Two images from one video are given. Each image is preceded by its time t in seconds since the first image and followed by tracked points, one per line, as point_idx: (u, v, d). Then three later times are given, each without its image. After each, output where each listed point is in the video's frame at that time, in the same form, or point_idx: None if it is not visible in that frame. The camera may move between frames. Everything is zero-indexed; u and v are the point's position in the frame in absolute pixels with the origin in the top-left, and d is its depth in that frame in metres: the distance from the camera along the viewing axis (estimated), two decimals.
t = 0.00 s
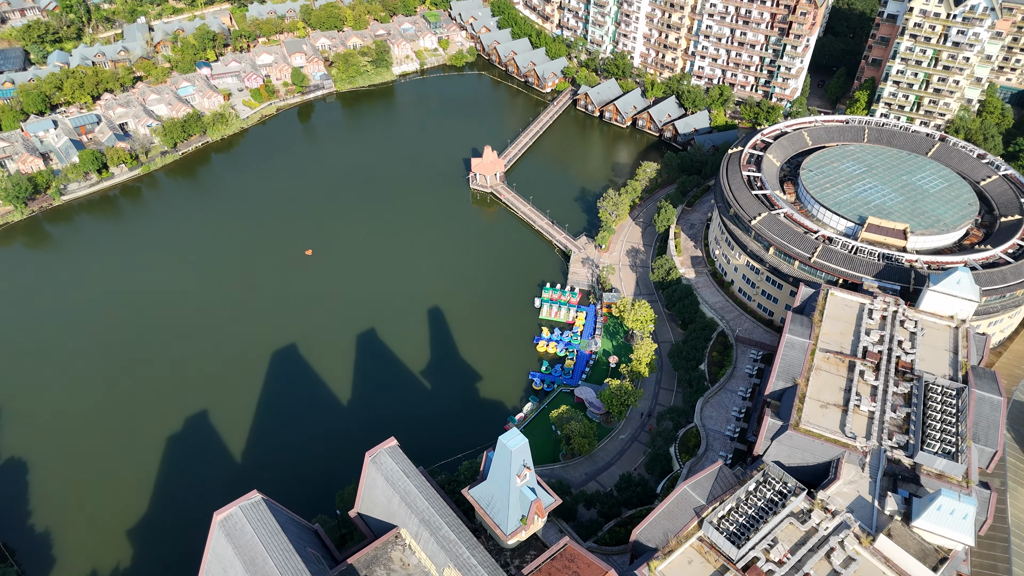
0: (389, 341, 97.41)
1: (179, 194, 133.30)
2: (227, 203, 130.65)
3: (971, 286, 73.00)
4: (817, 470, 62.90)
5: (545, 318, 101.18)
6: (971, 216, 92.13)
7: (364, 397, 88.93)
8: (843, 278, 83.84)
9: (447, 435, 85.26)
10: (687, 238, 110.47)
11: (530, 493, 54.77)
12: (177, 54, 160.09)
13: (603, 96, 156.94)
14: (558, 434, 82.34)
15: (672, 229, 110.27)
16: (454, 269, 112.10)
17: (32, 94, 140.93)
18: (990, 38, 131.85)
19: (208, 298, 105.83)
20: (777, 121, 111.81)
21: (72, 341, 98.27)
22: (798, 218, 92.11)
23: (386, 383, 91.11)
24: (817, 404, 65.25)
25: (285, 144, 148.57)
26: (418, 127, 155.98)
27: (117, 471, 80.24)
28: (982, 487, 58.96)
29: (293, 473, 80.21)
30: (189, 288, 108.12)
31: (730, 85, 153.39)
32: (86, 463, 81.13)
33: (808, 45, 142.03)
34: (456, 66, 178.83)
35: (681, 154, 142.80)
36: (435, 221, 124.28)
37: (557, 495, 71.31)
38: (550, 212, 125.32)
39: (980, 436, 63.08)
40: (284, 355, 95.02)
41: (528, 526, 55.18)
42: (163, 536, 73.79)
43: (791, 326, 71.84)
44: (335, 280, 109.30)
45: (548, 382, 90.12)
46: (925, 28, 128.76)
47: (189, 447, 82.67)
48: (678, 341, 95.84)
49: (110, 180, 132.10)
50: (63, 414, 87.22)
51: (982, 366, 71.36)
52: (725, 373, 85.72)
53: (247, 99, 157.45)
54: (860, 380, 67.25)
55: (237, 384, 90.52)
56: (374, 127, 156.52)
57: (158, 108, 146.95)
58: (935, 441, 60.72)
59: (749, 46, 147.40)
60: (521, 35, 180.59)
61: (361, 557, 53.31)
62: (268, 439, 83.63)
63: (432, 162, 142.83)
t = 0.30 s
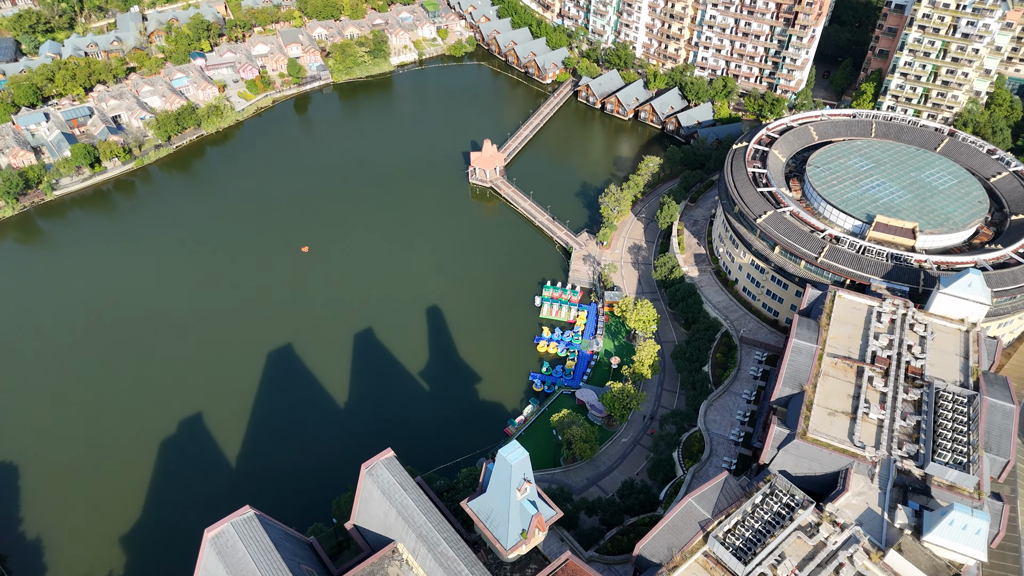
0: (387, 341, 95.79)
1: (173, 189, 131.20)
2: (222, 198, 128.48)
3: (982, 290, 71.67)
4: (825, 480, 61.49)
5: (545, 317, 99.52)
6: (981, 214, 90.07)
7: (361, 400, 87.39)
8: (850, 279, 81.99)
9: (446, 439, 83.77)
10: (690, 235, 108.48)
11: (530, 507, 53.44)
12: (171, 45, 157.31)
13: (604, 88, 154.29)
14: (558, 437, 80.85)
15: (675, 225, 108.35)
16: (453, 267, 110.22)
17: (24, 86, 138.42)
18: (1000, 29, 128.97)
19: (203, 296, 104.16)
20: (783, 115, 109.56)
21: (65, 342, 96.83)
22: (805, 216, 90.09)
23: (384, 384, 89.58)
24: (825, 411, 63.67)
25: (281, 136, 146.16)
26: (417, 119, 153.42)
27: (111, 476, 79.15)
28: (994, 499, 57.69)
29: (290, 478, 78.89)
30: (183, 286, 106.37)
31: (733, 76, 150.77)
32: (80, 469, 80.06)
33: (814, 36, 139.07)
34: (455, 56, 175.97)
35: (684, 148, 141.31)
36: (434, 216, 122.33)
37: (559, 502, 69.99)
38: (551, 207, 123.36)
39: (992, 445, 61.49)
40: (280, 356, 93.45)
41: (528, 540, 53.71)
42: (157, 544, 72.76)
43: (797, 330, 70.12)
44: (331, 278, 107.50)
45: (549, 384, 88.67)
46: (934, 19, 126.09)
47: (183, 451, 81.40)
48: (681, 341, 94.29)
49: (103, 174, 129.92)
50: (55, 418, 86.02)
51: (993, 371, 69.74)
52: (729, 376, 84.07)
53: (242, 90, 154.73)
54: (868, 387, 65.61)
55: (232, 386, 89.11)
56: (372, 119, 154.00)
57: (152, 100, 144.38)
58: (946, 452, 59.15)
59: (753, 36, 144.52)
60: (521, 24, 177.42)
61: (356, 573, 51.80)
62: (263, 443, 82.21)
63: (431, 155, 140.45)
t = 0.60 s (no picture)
0: (384, 344, 94.17)
1: (167, 186, 129.14)
2: (217, 195, 126.43)
3: (994, 296, 69.17)
4: (833, 494, 60.15)
5: (546, 320, 97.93)
6: (992, 216, 88.05)
7: (358, 405, 85.83)
8: (858, 283, 80.19)
9: (444, 445, 82.23)
10: (693, 235, 106.58)
11: (531, 526, 51.97)
12: (165, 38, 154.86)
13: (605, 82, 151.74)
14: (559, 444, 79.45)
15: (678, 225, 106.42)
16: (451, 268, 108.42)
17: (15, 81, 136.04)
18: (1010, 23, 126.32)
19: (198, 298, 102.54)
20: (788, 112, 107.12)
21: (56, 346, 95.40)
22: (811, 218, 88.15)
23: (382, 389, 88.01)
24: (833, 422, 61.97)
25: (277, 132, 143.91)
26: (415, 114, 151.03)
27: (104, 485, 78.13)
28: (1007, 515, 56.40)
29: (285, 486, 77.49)
30: (177, 287, 104.72)
31: (737, 71, 148.48)
32: (73, 478, 79.06)
33: (820, 29, 135.88)
34: (454, 50, 173.29)
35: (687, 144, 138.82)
36: (432, 215, 120.41)
37: (560, 514, 68.64)
38: (551, 205, 121.41)
39: (1004, 458, 60.19)
40: (275, 360, 91.87)
41: (529, 559, 52.22)
42: (150, 555, 71.68)
43: (804, 338, 68.43)
44: (328, 279, 105.75)
45: (550, 389, 87.12)
46: (943, 13, 123.28)
47: (177, 459, 80.18)
48: (684, 344, 92.65)
49: (96, 172, 127.84)
50: (48, 425, 84.92)
51: (1004, 380, 68.21)
52: (733, 382, 82.48)
53: (237, 85, 152.24)
54: (877, 397, 63.96)
55: (227, 391, 87.69)
56: (370, 113, 151.65)
57: (145, 95, 142.09)
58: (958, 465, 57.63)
59: (758, 30, 141.82)
60: (522, 16, 174.61)
61: None
62: (258, 450, 80.82)
63: (430, 152, 138.22)
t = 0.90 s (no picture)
0: (381, 349, 92.63)
1: (161, 184, 127.12)
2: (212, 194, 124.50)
3: (1006, 304, 67.56)
4: (841, 510, 58.74)
5: (546, 323, 96.29)
6: (1002, 219, 86.13)
7: (355, 412, 84.40)
8: (866, 288, 78.43)
9: (442, 453, 80.81)
10: (696, 236, 104.77)
11: (532, 547, 50.38)
12: (159, 33, 152.41)
13: (607, 78, 149.38)
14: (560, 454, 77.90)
15: (681, 227, 104.53)
16: (450, 269, 106.69)
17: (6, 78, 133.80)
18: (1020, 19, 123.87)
19: (193, 302, 101.13)
20: (794, 111, 105.34)
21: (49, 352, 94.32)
22: (818, 221, 86.26)
23: (379, 396, 86.47)
24: (841, 437, 60.38)
25: (274, 129, 141.74)
26: (414, 111, 148.74)
27: (97, 496, 77.21)
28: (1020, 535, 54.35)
29: (280, 497, 76.13)
30: (172, 290, 103.30)
31: (741, 67, 146.04)
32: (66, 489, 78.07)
33: (826, 25, 133.82)
34: (454, 44, 170.61)
35: (690, 142, 136.48)
36: (431, 215, 118.47)
37: (560, 527, 67.14)
38: (552, 205, 119.46)
39: (1017, 473, 58.80)
40: (271, 365, 90.45)
41: None
42: (143, 568, 70.57)
43: (811, 348, 66.74)
44: (325, 282, 104.09)
45: (550, 396, 85.59)
46: (951, 9, 120.98)
47: (170, 468, 79.02)
48: (687, 350, 90.96)
49: (88, 171, 125.91)
50: (41, 435, 84.06)
51: (1016, 390, 66.71)
52: (738, 389, 80.78)
53: (233, 81, 149.77)
54: (886, 409, 62.34)
55: (222, 398, 86.41)
56: (368, 110, 149.32)
57: (139, 91, 139.80)
58: (970, 482, 56.14)
59: (762, 25, 139.40)
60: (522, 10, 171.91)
61: None
62: (252, 458, 79.48)
63: (429, 149, 136.04)
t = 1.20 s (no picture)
0: (379, 355, 91.05)
1: (156, 184, 125.27)
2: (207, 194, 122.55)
3: (1019, 315, 65.46)
4: (850, 529, 57.25)
5: (547, 329, 94.67)
6: (1013, 224, 84.28)
7: (352, 421, 82.85)
8: (873, 296, 76.71)
9: (440, 463, 79.28)
10: (699, 239, 102.98)
11: (532, 572, 48.99)
12: (153, 30, 150.21)
13: (608, 76, 147.15)
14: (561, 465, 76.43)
15: (683, 230, 102.75)
16: (448, 273, 104.93)
17: None
18: None
19: (187, 306, 99.50)
20: (799, 112, 103.55)
21: (41, 359, 92.71)
22: (824, 227, 84.47)
23: (376, 403, 84.87)
24: (850, 453, 58.76)
25: (270, 127, 139.69)
26: (412, 108, 146.58)
27: (88, 507, 75.81)
28: None
29: (276, 508, 74.69)
30: (165, 294, 101.65)
31: (745, 64, 143.83)
32: (58, 500, 76.68)
33: (831, 22, 131.56)
34: (453, 41, 168.33)
35: (693, 141, 134.48)
36: (429, 216, 116.57)
37: (562, 543, 65.72)
38: (552, 206, 117.59)
39: None
40: (266, 372, 88.88)
41: None
42: None
43: (818, 359, 65.12)
44: (322, 285, 102.41)
45: (551, 404, 84.02)
46: (960, 7, 118.84)
47: (163, 479, 77.59)
48: (690, 356, 89.34)
49: (81, 171, 124.03)
50: (32, 444, 82.54)
51: None
52: (742, 399, 79.15)
53: (228, 78, 147.63)
54: (896, 424, 60.69)
55: (216, 406, 84.95)
56: (366, 108, 147.26)
57: (133, 89, 137.65)
58: (983, 502, 54.58)
59: (767, 22, 136.97)
60: (522, 6, 169.38)
61: None
62: (247, 468, 78.02)
63: (427, 148, 133.97)
